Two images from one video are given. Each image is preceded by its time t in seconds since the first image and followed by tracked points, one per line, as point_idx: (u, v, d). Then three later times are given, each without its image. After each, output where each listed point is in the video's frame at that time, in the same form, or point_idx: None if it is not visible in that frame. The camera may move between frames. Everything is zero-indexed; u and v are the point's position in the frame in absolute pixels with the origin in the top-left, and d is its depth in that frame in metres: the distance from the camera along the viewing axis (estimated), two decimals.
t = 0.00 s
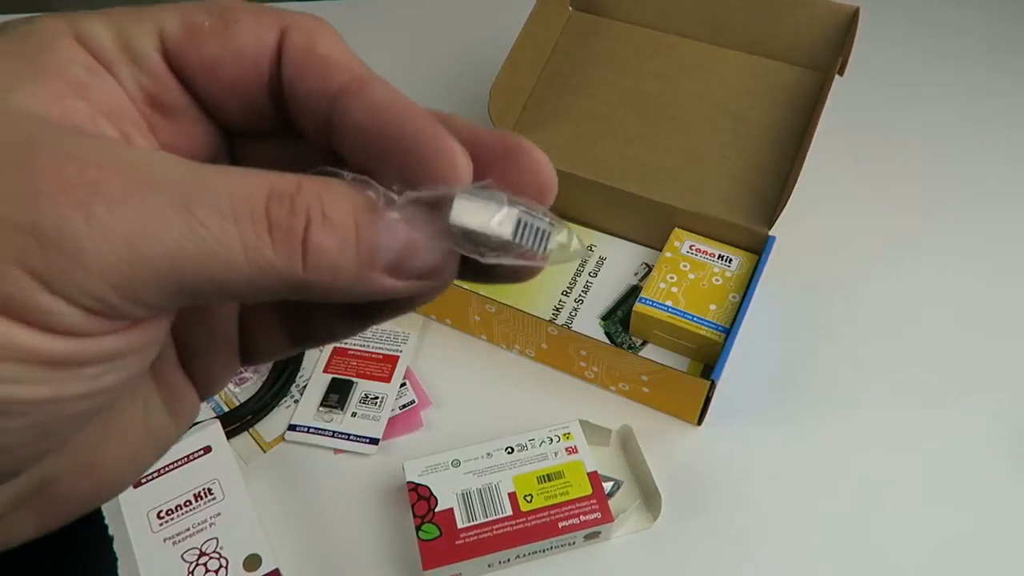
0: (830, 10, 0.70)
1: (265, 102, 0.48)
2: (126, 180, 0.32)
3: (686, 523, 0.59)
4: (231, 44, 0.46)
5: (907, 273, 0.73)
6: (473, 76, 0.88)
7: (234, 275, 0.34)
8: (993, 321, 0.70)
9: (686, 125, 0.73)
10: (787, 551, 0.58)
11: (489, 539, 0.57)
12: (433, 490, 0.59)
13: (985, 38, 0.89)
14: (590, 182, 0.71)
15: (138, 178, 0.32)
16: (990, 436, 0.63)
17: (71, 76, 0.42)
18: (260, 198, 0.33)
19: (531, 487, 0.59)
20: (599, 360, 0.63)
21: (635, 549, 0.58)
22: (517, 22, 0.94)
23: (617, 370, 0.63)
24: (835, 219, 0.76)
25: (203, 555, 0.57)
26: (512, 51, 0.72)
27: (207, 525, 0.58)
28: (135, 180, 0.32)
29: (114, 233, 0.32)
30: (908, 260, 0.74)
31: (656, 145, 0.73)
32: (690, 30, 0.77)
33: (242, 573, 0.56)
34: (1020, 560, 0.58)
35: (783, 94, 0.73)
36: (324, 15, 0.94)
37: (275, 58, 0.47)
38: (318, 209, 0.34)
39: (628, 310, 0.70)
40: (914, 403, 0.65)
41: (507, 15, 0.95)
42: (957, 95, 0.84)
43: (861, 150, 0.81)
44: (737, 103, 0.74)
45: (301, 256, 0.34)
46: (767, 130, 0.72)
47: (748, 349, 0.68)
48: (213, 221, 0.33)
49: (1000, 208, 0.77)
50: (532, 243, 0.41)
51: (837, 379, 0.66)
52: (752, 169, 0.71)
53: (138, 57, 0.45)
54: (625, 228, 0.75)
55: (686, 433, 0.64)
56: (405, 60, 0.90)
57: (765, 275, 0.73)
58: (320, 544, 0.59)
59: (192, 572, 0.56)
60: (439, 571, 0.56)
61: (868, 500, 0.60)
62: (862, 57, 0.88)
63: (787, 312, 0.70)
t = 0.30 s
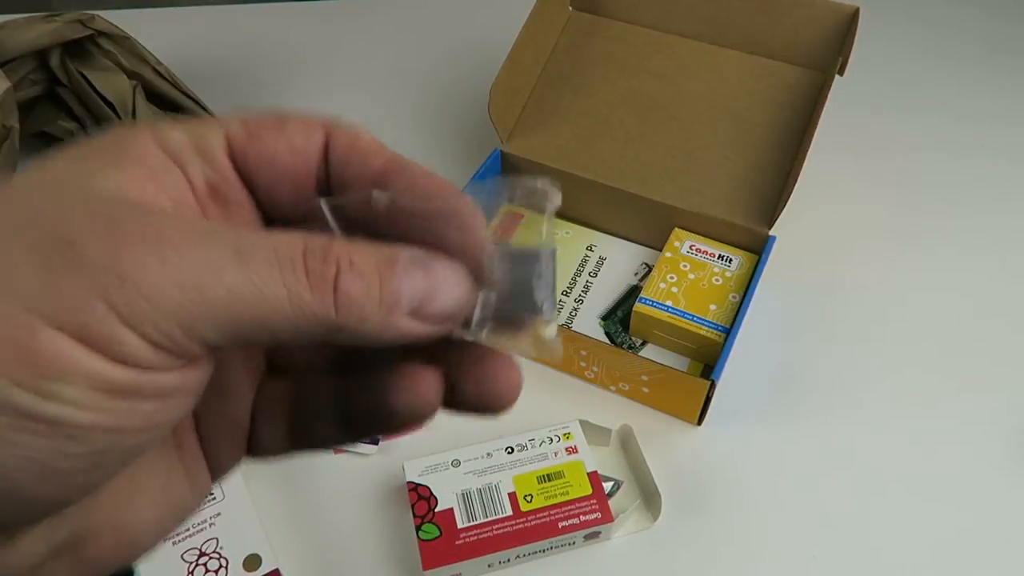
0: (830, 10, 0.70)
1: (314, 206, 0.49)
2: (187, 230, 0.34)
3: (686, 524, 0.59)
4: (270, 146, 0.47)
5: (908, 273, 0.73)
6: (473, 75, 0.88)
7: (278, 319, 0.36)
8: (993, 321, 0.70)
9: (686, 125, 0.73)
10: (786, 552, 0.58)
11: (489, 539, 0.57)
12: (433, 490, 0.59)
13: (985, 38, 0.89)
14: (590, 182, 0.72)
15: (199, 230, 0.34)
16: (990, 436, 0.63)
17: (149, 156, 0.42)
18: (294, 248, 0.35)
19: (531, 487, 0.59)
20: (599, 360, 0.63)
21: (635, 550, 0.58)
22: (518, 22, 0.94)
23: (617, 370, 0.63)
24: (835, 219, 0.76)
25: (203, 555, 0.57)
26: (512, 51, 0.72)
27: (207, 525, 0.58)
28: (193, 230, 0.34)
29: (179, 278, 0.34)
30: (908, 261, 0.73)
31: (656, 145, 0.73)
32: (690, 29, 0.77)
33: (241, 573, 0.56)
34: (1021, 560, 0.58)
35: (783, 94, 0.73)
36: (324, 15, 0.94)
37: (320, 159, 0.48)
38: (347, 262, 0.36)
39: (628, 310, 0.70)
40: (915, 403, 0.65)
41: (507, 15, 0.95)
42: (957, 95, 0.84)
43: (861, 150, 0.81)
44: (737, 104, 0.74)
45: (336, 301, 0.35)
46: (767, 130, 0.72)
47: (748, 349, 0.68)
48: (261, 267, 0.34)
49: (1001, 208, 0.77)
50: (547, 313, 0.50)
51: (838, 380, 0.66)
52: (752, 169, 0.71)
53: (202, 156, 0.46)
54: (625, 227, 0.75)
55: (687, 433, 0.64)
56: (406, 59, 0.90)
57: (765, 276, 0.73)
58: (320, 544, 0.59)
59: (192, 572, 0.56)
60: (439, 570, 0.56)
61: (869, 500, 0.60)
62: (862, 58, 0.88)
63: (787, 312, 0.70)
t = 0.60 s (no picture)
0: (831, 10, 0.70)
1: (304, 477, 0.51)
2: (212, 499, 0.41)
3: (686, 524, 0.59)
4: (263, 435, 0.49)
5: (908, 274, 0.73)
6: (473, 76, 0.88)
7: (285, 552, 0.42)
8: (993, 321, 0.70)
9: (686, 125, 0.73)
10: (787, 552, 0.58)
11: (489, 539, 0.56)
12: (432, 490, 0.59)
13: (984, 39, 0.89)
14: (590, 182, 0.72)
15: (225, 491, 0.42)
16: (990, 435, 0.63)
17: (181, 439, 0.45)
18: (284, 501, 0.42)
19: (531, 487, 0.59)
20: (600, 361, 0.63)
21: (635, 550, 0.58)
22: (517, 23, 0.94)
23: (617, 370, 0.63)
24: (835, 220, 0.76)
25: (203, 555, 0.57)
26: (512, 51, 0.72)
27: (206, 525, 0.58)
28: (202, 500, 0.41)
29: (214, 535, 0.40)
30: (909, 261, 0.73)
31: (656, 145, 0.73)
32: (690, 29, 0.76)
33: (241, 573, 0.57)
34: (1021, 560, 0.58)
35: (783, 94, 0.73)
36: (324, 16, 0.94)
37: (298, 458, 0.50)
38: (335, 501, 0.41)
39: (628, 310, 0.70)
40: (916, 404, 0.65)
41: (507, 16, 0.95)
42: (957, 95, 0.84)
43: (860, 150, 0.81)
44: (737, 104, 0.74)
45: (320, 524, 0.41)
46: (767, 130, 0.72)
47: (749, 349, 0.68)
48: (266, 519, 0.41)
49: (1001, 208, 0.77)
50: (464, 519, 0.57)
51: (838, 381, 0.66)
52: (752, 169, 0.71)
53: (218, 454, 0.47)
54: (625, 228, 0.75)
55: (686, 434, 0.64)
56: (406, 60, 0.90)
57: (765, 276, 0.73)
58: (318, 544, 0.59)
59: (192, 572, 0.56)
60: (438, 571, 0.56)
61: (869, 500, 0.60)
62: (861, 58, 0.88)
63: (787, 313, 0.70)
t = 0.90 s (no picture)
0: (831, 9, 0.70)
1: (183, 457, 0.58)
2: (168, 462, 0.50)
3: (687, 524, 0.59)
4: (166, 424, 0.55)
5: (907, 274, 0.73)
6: (473, 76, 0.88)
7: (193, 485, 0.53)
8: (993, 321, 0.70)
9: (686, 125, 0.73)
10: (787, 551, 0.58)
11: (489, 539, 0.56)
12: (432, 490, 0.59)
13: (984, 39, 0.89)
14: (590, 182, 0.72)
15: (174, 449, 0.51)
16: (989, 435, 0.63)
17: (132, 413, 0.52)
18: (203, 460, 0.53)
19: (531, 487, 0.59)
20: (600, 361, 0.63)
21: (635, 550, 0.58)
22: (517, 23, 0.94)
23: (617, 370, 0.63)
24: (835, 220, 0.76)
25: (203, 555, 0.57)
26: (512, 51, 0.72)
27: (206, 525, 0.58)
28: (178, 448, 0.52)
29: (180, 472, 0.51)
30: (909, 261, 0.73)
31: (656, 145, 0.73)
32: (690, 29, 0.76)
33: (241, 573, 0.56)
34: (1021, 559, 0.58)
35: (783, 94, 0.73)
36: (324, 17, 0.94)
37: (187, 445, 0.56)
38: (230, 458, 0.56)
39: (628, 310, 0.70)
40: (915, 404, 0.65)
41: (507, 16, 0.95)
42: (956, 95, 0.84)
43: (860, 150, 0.81)
44: (737, 104, 0.74)
45: (224, 474, 0.55)
46: (767, 130, 0.72)
47: (749, 349, 0.68)
48: (210, 463, 0.54)
49: (1001, 208, 0.77)
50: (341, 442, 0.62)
51: (837, 381, 0.66)
52: (752, 169, 0.71)
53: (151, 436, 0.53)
54: (625, 228, 0.75)
55: (686, 434, 0.64)
56: (406, 60, 0.90)
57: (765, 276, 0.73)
58: (319, 544, 0.58)
59: (192, 572, 0.56)
60: (439, 571, 0.55)
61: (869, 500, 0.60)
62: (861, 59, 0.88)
63: (787, 313, 0.70)
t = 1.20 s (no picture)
0: (831, 9, 0.70)
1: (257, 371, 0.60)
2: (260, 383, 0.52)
3: (686, 524, 0.59)
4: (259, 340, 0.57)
5: (907, 273, 0.73)
6: (472, 76, 0.88)
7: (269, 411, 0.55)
8: (993, 321, 0.70)
9: (686, 125, 0.73)
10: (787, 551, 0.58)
11: (489, 539, 0.56)
12: (432, 490, 0.59)
13: (983, 39, 0.89)
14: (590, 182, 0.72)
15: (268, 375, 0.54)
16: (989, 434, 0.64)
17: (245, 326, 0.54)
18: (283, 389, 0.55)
19: (531, 487, 0.59)
20: (600, 361, 0.63)
21: (635, 550, 0.58)
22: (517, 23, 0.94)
23: (617, 370, 0.63)
24: (834, 219, 0.76)
25: (203, 555, 0.56)
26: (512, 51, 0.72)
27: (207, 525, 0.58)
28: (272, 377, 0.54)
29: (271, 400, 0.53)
30: (909, 261, 0.73)
31: (656, 146, 0.73)
32: (690, 30, 0.76)
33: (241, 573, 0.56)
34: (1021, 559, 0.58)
35: (783, 94, 0.73)
36: (324, 17, 0.94)
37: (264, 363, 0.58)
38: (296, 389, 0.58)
39: (627, 310, 0.70)
40: (915, 404, 0.65)
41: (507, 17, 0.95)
42: (956, 96, 0.84)
43: (860, 150, 0.81)
44: (737, 104, 0.74)
45: (292, 405, 0.56)
46: (767, 130, 0.72)
47: (748, 349, 0.68)
48: (291, 396, 0.56)
49: (1001, 208, 0.77)
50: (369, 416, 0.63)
51: (837, 381, 0.66)
52: (752, 169, 0.71)
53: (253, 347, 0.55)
54: (625, 228, 0.75)
55: (686, 433, 0.64)
56: (406, 59, 0.90)
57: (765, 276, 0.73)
58: (319, 544, 0.58)
59: (192, 572, 0.56)
60: (439, 571, 0.56)
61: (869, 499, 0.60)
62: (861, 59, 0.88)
63: (787, 313, 0.70)
